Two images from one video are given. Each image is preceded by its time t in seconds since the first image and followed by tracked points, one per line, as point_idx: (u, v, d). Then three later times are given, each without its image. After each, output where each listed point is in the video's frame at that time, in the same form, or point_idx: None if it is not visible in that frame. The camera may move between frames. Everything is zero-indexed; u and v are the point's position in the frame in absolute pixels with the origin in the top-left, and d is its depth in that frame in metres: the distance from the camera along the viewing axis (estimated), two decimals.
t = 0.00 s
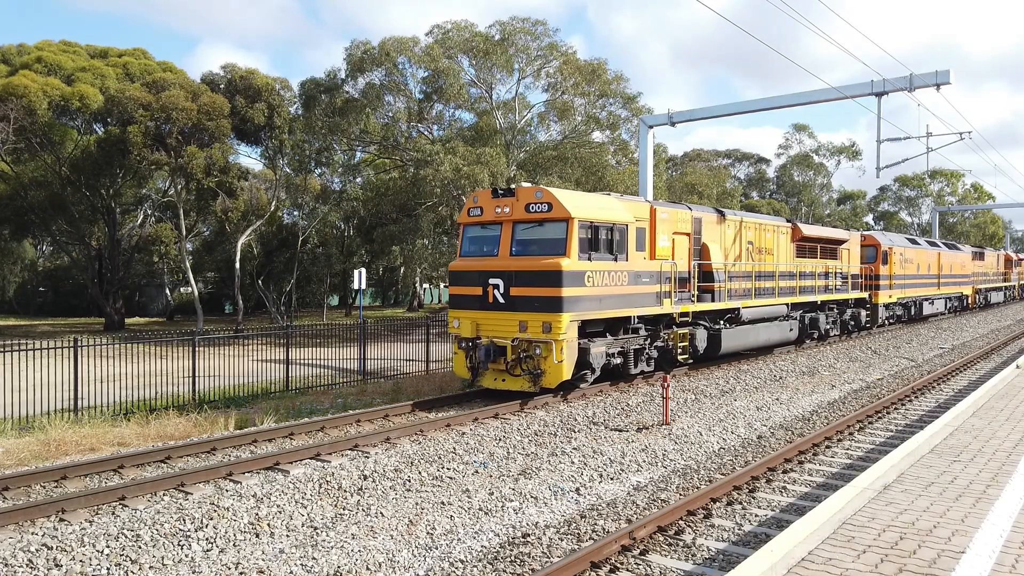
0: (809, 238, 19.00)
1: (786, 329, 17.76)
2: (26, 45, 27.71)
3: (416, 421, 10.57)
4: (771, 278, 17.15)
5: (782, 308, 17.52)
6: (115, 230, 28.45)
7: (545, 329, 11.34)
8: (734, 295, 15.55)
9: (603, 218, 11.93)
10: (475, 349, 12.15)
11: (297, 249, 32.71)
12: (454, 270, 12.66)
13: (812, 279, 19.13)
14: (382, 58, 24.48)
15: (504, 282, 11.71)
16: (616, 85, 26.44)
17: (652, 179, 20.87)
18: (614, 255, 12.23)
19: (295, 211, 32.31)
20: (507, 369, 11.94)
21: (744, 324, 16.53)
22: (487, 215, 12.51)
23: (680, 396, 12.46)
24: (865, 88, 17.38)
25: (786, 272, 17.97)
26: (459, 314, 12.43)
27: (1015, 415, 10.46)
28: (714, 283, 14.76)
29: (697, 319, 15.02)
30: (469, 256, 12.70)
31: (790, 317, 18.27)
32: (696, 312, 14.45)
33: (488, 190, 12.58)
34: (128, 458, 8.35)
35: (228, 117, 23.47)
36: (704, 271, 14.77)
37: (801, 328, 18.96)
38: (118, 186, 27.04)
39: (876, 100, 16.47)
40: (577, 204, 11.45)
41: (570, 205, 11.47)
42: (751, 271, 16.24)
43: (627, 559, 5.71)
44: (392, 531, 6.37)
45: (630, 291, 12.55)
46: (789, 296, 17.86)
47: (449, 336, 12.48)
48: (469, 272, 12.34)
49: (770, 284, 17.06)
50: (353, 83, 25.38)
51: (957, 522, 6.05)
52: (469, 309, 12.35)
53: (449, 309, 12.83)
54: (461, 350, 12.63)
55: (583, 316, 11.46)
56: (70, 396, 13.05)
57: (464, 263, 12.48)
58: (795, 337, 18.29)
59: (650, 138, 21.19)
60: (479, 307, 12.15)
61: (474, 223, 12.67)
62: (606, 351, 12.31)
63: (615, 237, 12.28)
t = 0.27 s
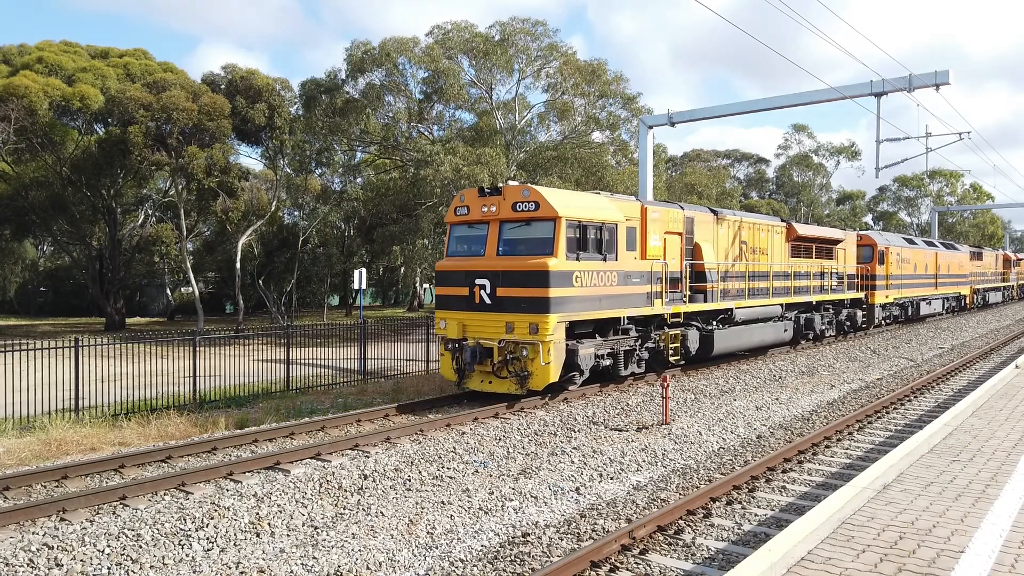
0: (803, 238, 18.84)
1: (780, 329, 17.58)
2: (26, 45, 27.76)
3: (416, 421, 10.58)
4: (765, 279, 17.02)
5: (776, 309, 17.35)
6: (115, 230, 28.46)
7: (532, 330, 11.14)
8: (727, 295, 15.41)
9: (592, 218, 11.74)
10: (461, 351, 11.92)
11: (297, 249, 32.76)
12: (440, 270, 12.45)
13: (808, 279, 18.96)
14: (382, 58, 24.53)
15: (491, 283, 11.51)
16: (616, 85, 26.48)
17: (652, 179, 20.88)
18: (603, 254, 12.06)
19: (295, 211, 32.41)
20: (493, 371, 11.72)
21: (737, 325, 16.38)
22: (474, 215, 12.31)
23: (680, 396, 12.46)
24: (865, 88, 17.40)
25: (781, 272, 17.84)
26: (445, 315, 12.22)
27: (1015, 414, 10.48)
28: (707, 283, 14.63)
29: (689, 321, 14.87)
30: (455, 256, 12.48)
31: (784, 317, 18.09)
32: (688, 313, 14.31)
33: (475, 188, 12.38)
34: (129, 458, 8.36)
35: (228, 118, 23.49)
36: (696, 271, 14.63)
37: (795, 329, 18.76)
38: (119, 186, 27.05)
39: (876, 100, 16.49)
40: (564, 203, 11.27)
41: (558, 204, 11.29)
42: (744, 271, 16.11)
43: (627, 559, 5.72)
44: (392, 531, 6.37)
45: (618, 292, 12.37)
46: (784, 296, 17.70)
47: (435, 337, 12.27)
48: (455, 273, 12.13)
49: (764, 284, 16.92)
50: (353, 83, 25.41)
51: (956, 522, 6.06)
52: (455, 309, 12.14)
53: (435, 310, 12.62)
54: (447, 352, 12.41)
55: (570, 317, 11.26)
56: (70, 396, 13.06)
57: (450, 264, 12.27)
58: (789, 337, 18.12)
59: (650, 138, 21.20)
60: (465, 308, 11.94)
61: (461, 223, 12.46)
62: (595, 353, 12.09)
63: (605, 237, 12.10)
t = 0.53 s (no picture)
0: (799, 238, 18.59)
1: (775, 330, 17.31)
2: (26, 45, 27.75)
3: (416, 421, 10.58)
4: (760, 279, 16.77)
5: (772, 309, 17.08)
6: (115, 230, 28.44)
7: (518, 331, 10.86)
8: (720, 296, 15.15)
9: (580, 217, 11.42)
10: (446, 353, 11.66)
11: (297, 249, 32.78)
12: (426, 270, 12.16)
13: (804, 278, 18.71)
14: (382, 58, 24.55)
15: (476, 283, 11.22)
16: (616, 85, 26.48)
17: (652, 179, 20.88)
18: (592, 254, 11.72)
19: (296, 211, 32.38)
20: (480, 374, 11.46)
21: (731, 326, 16.12)
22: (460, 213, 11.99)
23: (680, 396, 12.46)
24: (865, 88, 17.39)
25: (776, 272, 17.58)
26: (431, 316, 11.96)
27: (1015, 414, 10.47)
28: (700, 284, 14.36)
29: (682, 322, 14.61)
30: (441, 256, 12.18)
31: (779, 318, 17.81)
32: (680, 314, 14.04)
33: (460, 186, 12.04)
34: (129, 458, 8.36)
35: (228, 118, 23.49)
36: (689, 271, 14.36)
37: (791, 329, 18.48)
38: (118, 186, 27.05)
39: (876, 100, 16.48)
40: (550, 201, 10.94)
41: (545, 202, 10.94)
42: (739, 271, 15.85)
43: (627, 559, 5.72)
44: (392, 530, 6.37)
45: (608, 292, 12.05)
46: (779, 297, 17.44)
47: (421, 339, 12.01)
48: (440, 273, 11.85)
49: (760, 284, 16.67)
50: (353, 83, 25.42)
51: (956, 522, 6.06)
52: (441, 310, 11.87)
53: (422, 310, 12.35)
54: (433, 354, 12.16)
55: (558, 318, 10.97)
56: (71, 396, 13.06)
57: (436, 263, 11.99)
58: (784, 338, 17.87)
59: (650, 138, 21.20)
60: (451, 309, 11.66)
61: (447, 221, 12.14)
62: (584, 354, 11.78)
63: (594, 236, 11.76)
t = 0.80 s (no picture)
0: (794, 237, 18.40)
1: (770, 331, 17.11)
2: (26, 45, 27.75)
3: (416, 421, 10.57)
4: (755, 279, 16.60)
5: (766, 310, 16.88)
6: (115, 230, 28.43)
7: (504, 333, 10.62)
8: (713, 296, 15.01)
9: (567, 215, 11.18)
10: (430, 355, 11.43)
11: (297, 250, 32.79)
12: (411, 270, 11.91)
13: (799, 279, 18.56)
14: (382, 58, 24.57)
15: (461, 283, 10.98)
16: (616, 85, 26.48)
17: (652, 179, 20.89)
18: (581, 254, 11.49)
19: (296, 211, 32.37)
20: (465, 376, 11.22)
21: (725, 327, 15.88)
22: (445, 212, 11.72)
23: (680, 396, 12.46)
24: (865, 88, 17.39)
25: (771, 271, 17.44)
26: (416, 317, 11.72)
27: (1015, 414, 10.47)
28: (692, 284, 14.22)
29: (674, 322, 14.42)
30: (427, 256, 11.93)
31: (774, 318, 17.61)
32: (672, 314, 13.86)
33: (446, 184, 11.78)
34: (129, 458, 8.36)
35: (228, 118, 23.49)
36: (681, 271, 14.22)
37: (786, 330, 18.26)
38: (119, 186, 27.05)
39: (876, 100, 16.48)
40: (535, 200, 10.68)
41: (530, 200, 10.69)
42: (732, 271, 15.71)
43: (627, 559, 5.72)
44: (392, 531, 6.37)
45: (597, 292, 11.81)
46: (774, 297, 17.24)
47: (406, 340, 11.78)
48: (426, 273, 11.60)
49: (754, 284, 16.54)
50: (353, 83, 25.45)
51: (956, 522, 6.06)
52: (426, 311, 11.63)
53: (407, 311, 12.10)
54: (418, 356, 11.92)
55: (544, 319, 10.73)
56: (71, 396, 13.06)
57: (421, 263, 11.73)
58: (779, 339, 17.66)
59: (650, 138, 21.20)
60: (436, 309, 11.42)
61: (432, 220, 11.89)
62: (573, 356, 11.52)
63: (583, 235, 11.53)
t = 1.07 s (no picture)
0: (789, 236, 18.22)
1: (764, 332, 16.95)
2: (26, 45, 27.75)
3: (415, 421, 10.56)
4: (748, 278, 16.44)
5: (760, 310, 16.72)
6: (115, 230, 28.41)
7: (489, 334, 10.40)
8: (705, 296, 14.81)
9: (554, 214, 10.99)
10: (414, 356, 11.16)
11: (297, 249, 32.79)
12: (394, 270, 11.62)
13: (795, 279, 18.38)
14: (382, 58, 24.59)
15: (446, 284, 10.73)
16: (616, 85, 26.47)
17: (652, 179, 20.89)
18: (569, 253, 11.30)
19: (296, 211, 32.36)
20: (449, 378, 10.97)
21: (718, 328, 15.69)
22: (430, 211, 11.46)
23: (680, 396, 12.46)
24: (865, 88, 17.39)
25: (765, 271, 17.24)
26: (400, 318, 11.45)
27: (1015, 414, 10.47)
28: (683, 284, 14.01)
29: (665, 323, 14.21)
30: (410, 256, 11.65)
31: (769, 319, 17.45)
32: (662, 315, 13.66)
33: (430, 182, 11.51)
34: (129, 458, 8.36)
35: (228, 118, 23.49)
36: (672, 271, 14.01)
37: (781, 331, 18.11)
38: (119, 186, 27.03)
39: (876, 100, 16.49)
40: (521, 198, 10.47)
41: (515, 198, 10.47)
42: (725, 271, 15.51)
43: (627, 559, 5.72)
44: (392, 531, 6.37)
45: (585, 292, 11.60)
46: (768, 297, 17.07)
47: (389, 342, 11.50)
48: (409, 273, 11.32)
49: (747, 284, 16.36)
50: (353, 83, 25.45)
51: (956, 522, 6.06)
52: (410, 312, 11.35)
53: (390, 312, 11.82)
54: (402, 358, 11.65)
55: (531, 320, 10.52)
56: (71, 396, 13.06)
57: (404, 263, 11.45)
58: (774, 340, 17.49)
59: (650, 138, 21.20)
60: (420, 310, 11.16)
61: (416, 220, 11.61)
62: (560, 358, 11.30)
63: (570, 235, 11.34)
